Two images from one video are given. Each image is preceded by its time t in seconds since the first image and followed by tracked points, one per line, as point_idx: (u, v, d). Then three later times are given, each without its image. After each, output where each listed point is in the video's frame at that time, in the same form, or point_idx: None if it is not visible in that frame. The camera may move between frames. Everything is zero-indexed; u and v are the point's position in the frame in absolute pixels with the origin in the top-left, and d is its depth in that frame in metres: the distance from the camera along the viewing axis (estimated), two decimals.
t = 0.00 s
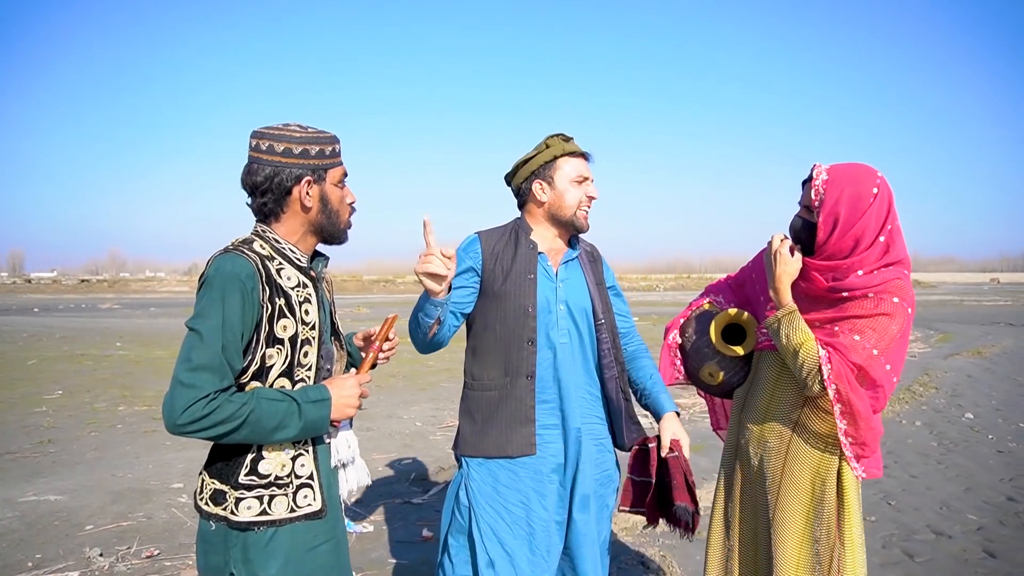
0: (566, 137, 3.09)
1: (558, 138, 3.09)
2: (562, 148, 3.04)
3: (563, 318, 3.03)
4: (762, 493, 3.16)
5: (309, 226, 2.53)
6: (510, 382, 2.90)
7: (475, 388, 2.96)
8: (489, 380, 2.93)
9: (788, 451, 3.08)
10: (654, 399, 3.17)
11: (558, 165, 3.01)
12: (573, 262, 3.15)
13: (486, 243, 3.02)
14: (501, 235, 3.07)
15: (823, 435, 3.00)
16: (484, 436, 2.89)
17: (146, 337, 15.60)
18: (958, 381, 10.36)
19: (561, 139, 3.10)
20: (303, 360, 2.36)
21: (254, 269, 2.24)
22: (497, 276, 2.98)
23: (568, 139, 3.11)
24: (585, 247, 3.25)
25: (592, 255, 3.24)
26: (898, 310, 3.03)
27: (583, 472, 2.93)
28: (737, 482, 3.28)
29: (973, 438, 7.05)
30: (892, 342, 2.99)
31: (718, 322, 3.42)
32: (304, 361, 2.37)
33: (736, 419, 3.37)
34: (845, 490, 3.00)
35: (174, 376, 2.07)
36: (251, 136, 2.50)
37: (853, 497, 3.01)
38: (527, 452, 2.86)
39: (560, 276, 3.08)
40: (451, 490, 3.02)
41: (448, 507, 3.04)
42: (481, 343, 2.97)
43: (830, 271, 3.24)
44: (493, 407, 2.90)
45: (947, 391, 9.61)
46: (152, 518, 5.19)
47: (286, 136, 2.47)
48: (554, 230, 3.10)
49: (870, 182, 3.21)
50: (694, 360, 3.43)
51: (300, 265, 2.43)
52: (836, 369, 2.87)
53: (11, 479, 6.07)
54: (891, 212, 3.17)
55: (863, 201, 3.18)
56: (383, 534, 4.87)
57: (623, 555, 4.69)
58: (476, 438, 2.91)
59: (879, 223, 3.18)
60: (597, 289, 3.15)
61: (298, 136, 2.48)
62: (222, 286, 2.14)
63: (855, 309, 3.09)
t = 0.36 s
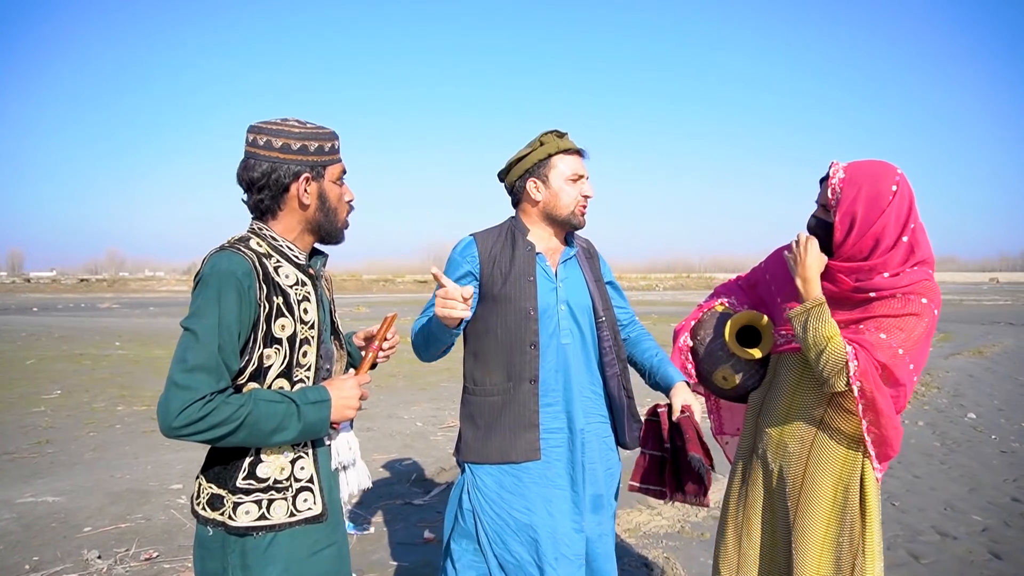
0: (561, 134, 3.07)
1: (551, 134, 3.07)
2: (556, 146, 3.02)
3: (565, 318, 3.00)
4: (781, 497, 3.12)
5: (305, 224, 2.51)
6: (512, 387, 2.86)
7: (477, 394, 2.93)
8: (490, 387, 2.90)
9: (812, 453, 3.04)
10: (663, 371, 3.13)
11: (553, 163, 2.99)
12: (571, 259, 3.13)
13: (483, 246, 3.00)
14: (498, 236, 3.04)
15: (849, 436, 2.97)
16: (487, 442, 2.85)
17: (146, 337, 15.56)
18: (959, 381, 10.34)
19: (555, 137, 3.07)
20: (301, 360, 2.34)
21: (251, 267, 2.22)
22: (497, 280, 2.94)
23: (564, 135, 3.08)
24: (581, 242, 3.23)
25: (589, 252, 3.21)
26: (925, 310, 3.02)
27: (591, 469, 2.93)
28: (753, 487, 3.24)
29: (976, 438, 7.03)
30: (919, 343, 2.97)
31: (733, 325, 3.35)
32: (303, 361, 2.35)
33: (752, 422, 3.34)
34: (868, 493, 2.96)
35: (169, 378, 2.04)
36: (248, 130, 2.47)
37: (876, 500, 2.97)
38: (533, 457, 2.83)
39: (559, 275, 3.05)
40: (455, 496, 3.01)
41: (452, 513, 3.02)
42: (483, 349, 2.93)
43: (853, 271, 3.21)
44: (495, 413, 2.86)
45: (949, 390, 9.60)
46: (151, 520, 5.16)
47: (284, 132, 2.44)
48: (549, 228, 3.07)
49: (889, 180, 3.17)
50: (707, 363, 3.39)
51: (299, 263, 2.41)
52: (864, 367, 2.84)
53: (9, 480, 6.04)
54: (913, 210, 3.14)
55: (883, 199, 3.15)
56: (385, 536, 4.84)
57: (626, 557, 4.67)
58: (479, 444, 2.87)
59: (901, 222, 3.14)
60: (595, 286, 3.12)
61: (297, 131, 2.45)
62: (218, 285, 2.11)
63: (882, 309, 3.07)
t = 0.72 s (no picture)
0: (578, 126, 3.02)
1: (569, 128, 2.99)
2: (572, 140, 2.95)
3: (579, 323, 2.93)
4: (808, 501, 3.08)
5: (309, 221, 2.46)
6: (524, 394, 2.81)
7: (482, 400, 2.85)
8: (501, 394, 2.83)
9: (835, 454, 3.00)
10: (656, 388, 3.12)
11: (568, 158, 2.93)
12: (586, 259, 3.07)
13: (495, 245, 2.90)
14: (510, 232, 2.97)
15: (874, 438, 2.93)
16: (497, 448, 2.81)
17: (145, 336, 15.51)
18: (963, 381, 10.30)
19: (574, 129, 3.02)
20: (304, 363, 2.28)
21: (252, 266, 2.16)
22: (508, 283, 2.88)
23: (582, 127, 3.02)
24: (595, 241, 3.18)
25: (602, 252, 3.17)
26: (954, 309, 2.98)
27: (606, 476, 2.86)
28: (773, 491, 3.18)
29: (983, 439, 6.98)
30: (949, 343, 2.94)
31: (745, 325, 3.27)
32: (307, 364, 2.29)
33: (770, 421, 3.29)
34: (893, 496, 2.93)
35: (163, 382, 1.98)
36: (249, 122, 2.42)
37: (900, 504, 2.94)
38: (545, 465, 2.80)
39: (574, 276, 2.98)
40: (462, 501, 2.95)
41: (458, 519, 2.97)
42: (495, 352, 2.89)
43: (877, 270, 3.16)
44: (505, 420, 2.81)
45: (955, 391, 9.53)
46: (147, 524, 5.11)
47: (287, 125, 2.39)
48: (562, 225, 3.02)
49: (914, 176, 3.13)
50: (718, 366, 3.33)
51: (302, 261, 2.36)
52: (892, 366, 2.80)
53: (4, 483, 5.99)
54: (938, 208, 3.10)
55: (907, 196, 3.11)
56: (386, 540, 4.79)
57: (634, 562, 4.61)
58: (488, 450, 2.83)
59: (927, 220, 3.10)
60: (610, 286, 3.08)
61: (300, 124, 2.40)
62: (217, 285, 2.06)
63: (910, 308, 3.02)
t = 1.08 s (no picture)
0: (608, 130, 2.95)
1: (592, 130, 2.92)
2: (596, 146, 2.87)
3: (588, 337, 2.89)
4: (815, 516, 3.01)
5: (315, 229, 2.40)
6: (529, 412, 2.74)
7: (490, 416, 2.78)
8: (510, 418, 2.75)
9: (843, 466, 2.95)
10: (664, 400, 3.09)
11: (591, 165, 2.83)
12: (597, 274, 3.01)
13: (506, 254, 2.81)
14: (521, 239, 2.88)
15: (884, 450, 2.88)
16: (497, 466, 2.75)
17: (145, 338, 15.46)
18: (969, 382, 10.25)
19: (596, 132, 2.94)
20: (307, 382, 2.23)
21: (253, 279, 2.11)
22: (519, 295, 2.78)
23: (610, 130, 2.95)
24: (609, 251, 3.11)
25: (617, 263, 3.11)
26: (967, 315, 2.94)
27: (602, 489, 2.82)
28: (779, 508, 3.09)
29: (992, 442, 6.91)
30: (964, 350, 2.90)
31: (744, 332, 3.16)
32: (310, 383, 2.24)
33: (773, 431, 3.21)
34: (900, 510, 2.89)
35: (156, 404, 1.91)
36: (250, 125, 2.35)
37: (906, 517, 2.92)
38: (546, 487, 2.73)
39: (586, 289, 2.93)
40: (461, 516, 2.90)
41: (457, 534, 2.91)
42: (500, 366, 2.82)
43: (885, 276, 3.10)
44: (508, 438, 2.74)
45: (962, 392, 9.46)
46: (145, 535, 5.06)
47: (290, 128, 2.32)
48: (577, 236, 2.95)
49: (924, 179, 3.06)
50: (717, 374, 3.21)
51: (307, 273, 2.32)
52: (908, 378, 2.73)
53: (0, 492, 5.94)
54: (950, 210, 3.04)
55: (917, 199, 3.04)
56: (388, 551, 4.73)
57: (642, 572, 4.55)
58: (487, 468, 2.78)
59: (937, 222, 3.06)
60: (621, 299, 3.02)
61: (303, 126, 2.33)
62: (214, 302, 2.00)
63: (922, 314, 2.97)
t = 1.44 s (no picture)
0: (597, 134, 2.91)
1: (583, 138, 2.86)
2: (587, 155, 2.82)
3: (574, 353, 2.84)
4: (803, 532, 2.96)
5: (296, 268, 2.37)
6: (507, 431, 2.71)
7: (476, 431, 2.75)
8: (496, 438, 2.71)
9: (831, 477, 2.91)
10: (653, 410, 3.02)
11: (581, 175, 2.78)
12: (587, 283, 2.98)
13: (491, 263, 2.77)
14: (507, 249, 2.84)
15: (873, 460, 2.85)
16: (480, 481, 2.72)
17: (142, 340, 15.44)
18: (969, 384, 10.22)
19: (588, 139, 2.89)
20: (277, 425, 2.18)
21: (219, 319, 2.07)
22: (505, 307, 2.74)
23: (599, 137, 2.89)
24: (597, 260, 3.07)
25: (607, 271, 3.07)
26: (953, 322, 2.91)
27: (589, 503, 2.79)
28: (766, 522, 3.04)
29: (993, 445, 6.87)
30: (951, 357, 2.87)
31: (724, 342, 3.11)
32: (280, 426, 2.19)
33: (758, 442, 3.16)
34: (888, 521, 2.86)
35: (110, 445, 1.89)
36: (238, 156, 2.33)
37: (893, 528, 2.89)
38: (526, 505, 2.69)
39: (572, 301, 2.89)
40: (446, 527, 2.89)
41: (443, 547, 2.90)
42: (485, 378, 2.78)
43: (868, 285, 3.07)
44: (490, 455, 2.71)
45: (962, 394, 9.40)
46: (131, 545, 5.02)
47: (278, 163, 2.30)
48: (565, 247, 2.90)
49: (906, 187, 3.02)
50: (697, 386, 3.17)
51: (282, 311, 2.27)
52: (898, 389, 2.70)
53: None
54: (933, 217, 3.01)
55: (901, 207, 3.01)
56: (378, 560, 4.69)
57: None
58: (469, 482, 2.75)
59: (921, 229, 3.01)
60: (610, 309, 2.98)
61: (292, 164, 2.31)
62: (177, 344, 1.96)
63: (907, 322, 2.94)
